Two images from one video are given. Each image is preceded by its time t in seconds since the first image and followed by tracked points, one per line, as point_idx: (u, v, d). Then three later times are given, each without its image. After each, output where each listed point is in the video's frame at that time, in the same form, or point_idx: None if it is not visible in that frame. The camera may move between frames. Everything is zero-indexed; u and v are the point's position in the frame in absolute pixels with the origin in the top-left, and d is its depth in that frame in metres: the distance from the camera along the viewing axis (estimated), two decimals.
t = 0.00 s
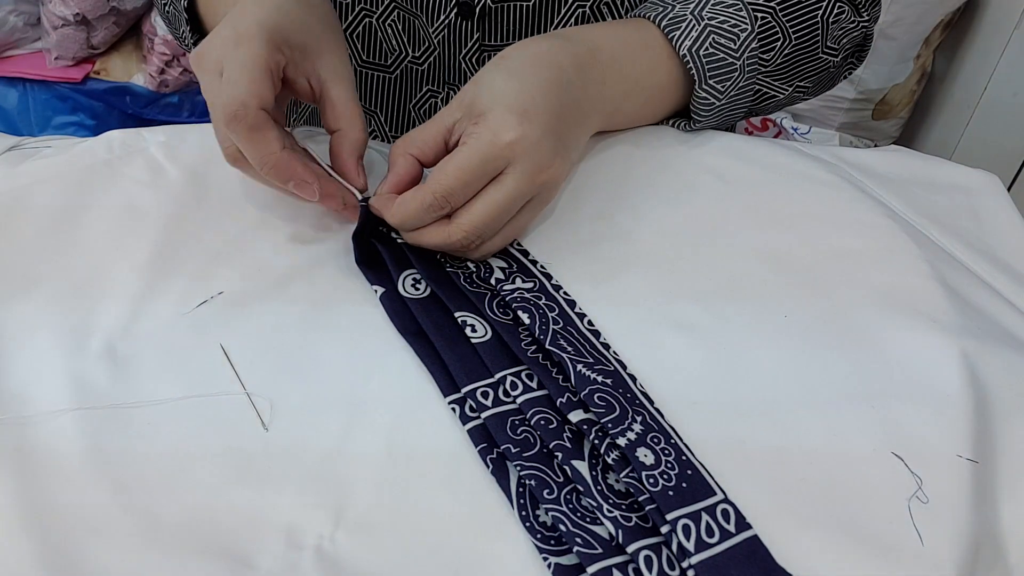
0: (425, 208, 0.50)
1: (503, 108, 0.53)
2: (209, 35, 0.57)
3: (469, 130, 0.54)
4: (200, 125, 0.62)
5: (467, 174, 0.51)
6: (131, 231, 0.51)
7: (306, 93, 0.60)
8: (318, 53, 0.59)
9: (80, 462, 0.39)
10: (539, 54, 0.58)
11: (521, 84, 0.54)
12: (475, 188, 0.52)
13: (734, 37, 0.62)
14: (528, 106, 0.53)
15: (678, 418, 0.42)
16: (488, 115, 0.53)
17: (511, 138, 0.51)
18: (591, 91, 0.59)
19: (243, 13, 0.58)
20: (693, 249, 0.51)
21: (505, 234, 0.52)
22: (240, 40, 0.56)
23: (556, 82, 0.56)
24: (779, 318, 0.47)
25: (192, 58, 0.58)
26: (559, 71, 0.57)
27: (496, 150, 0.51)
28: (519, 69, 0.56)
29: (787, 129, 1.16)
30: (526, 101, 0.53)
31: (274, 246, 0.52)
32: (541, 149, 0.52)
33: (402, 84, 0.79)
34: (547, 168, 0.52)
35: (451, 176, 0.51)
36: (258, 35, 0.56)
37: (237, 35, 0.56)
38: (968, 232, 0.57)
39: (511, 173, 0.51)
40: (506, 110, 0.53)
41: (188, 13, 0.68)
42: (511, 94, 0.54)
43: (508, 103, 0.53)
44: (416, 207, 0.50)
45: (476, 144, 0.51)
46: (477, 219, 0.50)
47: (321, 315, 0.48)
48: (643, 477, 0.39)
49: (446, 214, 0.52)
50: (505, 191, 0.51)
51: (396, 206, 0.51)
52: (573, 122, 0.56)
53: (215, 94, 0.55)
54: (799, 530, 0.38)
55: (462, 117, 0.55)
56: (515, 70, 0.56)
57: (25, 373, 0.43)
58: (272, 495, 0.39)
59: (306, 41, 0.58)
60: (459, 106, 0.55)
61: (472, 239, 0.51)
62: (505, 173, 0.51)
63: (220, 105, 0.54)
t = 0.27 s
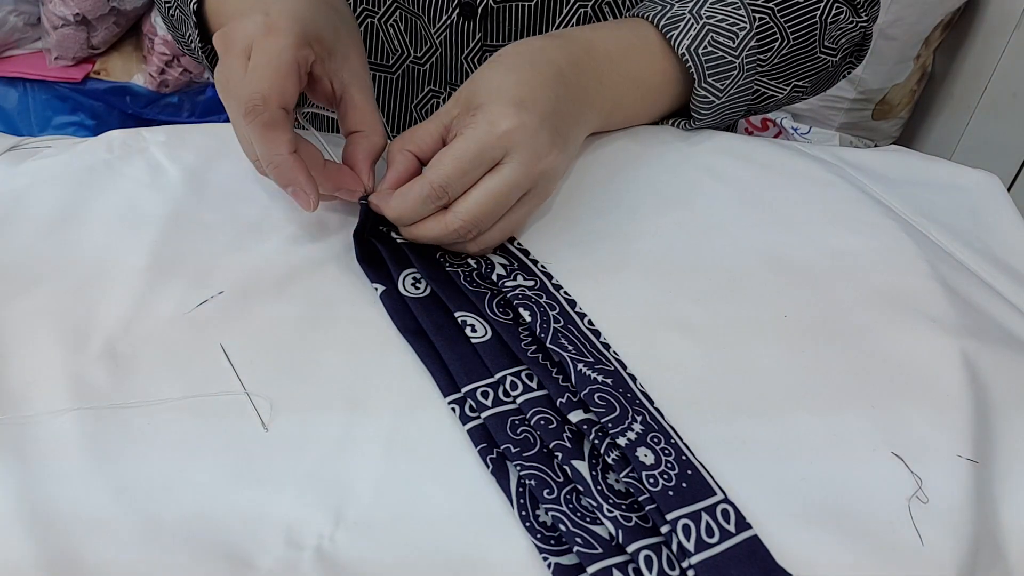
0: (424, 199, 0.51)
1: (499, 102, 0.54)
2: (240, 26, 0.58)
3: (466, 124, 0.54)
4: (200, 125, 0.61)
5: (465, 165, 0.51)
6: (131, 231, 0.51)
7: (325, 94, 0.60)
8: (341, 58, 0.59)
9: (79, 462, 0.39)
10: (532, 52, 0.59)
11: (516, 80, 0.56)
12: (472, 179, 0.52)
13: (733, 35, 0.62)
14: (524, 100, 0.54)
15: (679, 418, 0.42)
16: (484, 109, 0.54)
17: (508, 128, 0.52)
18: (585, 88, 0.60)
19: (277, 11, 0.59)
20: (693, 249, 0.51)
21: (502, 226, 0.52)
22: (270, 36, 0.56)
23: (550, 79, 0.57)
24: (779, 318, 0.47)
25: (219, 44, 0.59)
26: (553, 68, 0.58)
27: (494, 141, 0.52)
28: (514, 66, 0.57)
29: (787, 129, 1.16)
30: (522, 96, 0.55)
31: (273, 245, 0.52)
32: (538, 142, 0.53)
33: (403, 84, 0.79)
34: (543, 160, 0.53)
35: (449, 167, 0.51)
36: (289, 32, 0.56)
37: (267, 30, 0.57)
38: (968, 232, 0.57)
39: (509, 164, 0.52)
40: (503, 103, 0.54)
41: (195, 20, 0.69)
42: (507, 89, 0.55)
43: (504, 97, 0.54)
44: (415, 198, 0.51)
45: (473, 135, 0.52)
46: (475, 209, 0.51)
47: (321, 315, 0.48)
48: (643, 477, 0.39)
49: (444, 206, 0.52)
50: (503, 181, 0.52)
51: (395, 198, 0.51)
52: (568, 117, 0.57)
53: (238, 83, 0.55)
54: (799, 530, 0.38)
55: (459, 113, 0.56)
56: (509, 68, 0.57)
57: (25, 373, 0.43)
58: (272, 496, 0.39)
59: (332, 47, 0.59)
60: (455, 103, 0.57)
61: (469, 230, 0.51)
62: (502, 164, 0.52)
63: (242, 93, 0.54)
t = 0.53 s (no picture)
0: (438, 205, 0.51)
1: (512, 105, 0.54)
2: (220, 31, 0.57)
3: (478, 128, 0.54)
4: (200, 125, 0.62)
5: (480, 170, 0.51)
6: (131, 231, 0.51)
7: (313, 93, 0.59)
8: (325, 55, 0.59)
9: (79, 462, 0.39)
10: (542, 54, 0.59)
11: (529, 83, 0.55)
12: (486, 185, 0.52)
13: (735, 34, 0.62)
14: (536, 103, 0.54)
15: (679, 417, 0.42)
16: (497, 112, 0.54)
17: (523, 133, 0.52)
18: (593, 91, 0.60)
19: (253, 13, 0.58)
20: (693, 249, 0.51)
21: (513, 231, 0.52)
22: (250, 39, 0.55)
23: (560, 82, 0.57)
24: (779, 317, 0.47)
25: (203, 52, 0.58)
26: (562, 70, 0.58)
27: (508, 146, 0.52)
28: (524, 67, 0.57)
29: (787, 129, 1.16)
30: (535, 99, 0.54)
31: (273, 245, 0.52)
32: (551, 147, 0.53)
33: (407, 84, 0.79)
34: (554, 166, 0.53)
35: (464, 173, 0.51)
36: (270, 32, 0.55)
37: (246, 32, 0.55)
38: (968, 232, 0.57)
39: (522, 169, 0.52)
40: (516, 106, 0.53)
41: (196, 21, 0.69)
42: (520, 92, 0.55)
43: (517, 99, 0.54)
44: (430, 204, 0.50)
45: (487, 140, 0.52)
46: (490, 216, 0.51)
47: (321, 315, 0.48)
48: (642, 477, 0.39)
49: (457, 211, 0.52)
50: (516, 187, 0.52)
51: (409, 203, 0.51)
52: (577, 120, 0.57)
53: (228, 90, 0.55)
54: (798, 531, 0.38)
55: (470, 115, 0.55)
56: (520, 68, 0.57)
57: (24, 373, 0.43)
58: (272, 495, 0.39)
59: (318, 43, 0.58)
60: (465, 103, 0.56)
61: (482, 236, 0.51)
62: (515, 170, 0.52)
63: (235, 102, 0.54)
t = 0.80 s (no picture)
0: (444, 203, 0.50)
1: (519, 106, 0.54)
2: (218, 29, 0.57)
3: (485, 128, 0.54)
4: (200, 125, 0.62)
5: (488, 170, 0.51)
6: (131, 231, 0.51)
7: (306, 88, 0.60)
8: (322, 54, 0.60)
9: (79, 462, 0.39)
10: (548, 55, 0.59)
11: (536, 84, 0.55)
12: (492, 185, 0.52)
13: (736, 34, 0.62)
14: (543, 104, 0.54)
15: (679, 417, 0.42)
16: (505, 113, 0.54)
17: (530, 134, 0.52)
18: (596, 93, 0.60)
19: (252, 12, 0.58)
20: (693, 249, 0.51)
21: (515, 232, 0.53)
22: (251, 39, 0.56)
23: (566, 83, 0.57)
24: (779, 317, 0.47)
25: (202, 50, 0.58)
26: (567, 72, 0.58)
27: (516, 146, 0.52)
28: (531, 69, 0.57)
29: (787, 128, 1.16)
30: (542, 100, 0.54)
31: (274, 245, 0.52)
32: (557, 149, 0.53)
33: (408, 84, 0.79)
34: (558, 169, 0.53)
35: (472, 172, 0.51)
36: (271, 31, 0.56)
37: (246, 32, 0.56)
38: (968, 232, 0.57)
39: (528, 171, 0.52)
40: (523, 107, 0.53)
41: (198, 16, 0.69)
42: (527, 93, 0.55)
43: (524, 101, 0.54)
44: (436, 203, 0.50)
45: (495, 140, 0.52)
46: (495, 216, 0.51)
47: (321, 315, 0.48)
48: (642, 477, 0.39)
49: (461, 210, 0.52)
50: (522, 188, 0.52)
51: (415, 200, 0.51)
52: (580, 122, 0.57)
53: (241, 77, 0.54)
54: (799, 531, 0.38)
55: (476, 115, 0.55)
56: (527, 70, 0.57)
57: (24, 373, 0.43)
58: (272, 495, 0.39)
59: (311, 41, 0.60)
60: (471, 103, 0.56)
61: (485, 236, 0.51)
62: (521, 171, 0.52)
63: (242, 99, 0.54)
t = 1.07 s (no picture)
0: (440, 194, 0.50)
1: (513, 99, 0.54)
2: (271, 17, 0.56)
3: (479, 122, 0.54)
4: (200, 125, 0.61)
5: (483, 160, 0.51)
6: (131, 231, 0.51)
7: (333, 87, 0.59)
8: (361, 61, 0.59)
9: (80, 463, 0.39)
10: (542, 52, 0.60)
11: (530, 78, 0.56)
12: (487, 177, 0.52)
13: (735, 33, 0.62)
14: (538, 97, 0.55)
15: (679, 416, 0.42)
16: (499, 106, 0.54)
17: (524, 126, 0.52)
18: (591, 89, 0.60)
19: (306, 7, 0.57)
20: (693, 249, 0.51)
21: (513, 224, 0.53)
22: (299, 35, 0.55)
23: (560, 79, 0.58)
24: (779, 317, 0.47)
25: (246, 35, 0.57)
26: (561, 68, 0.59)
27: (510, 138, 0.52)
28: (525, 64, 0.58)
29: (787, 129, 1.16)
30: (536, 94, 0.55)
31: (274, 245, 0.52)
32: (552, 141, 0.53)
33: (407, 83, 0.79)
34: (555, 161, 0.54)
35: (466, 162, 0.51)
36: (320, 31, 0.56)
37: (297, 28, 0.55)
38: (968, 232, 0.57)
39: (523, 162, 0.52)
40: (517, 100, 0.54)
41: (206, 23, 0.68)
42: (521, 87, 0.55)
43: (519, 94, 0.55)
44: (431, 194, 0.50)
45: (490, 132, 0.52)
46: (491, 207, 0.51)
47: (321, 315, 0.48)
48: (643, 477, 0.39)
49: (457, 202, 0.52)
50: (517, 179, 0.52)
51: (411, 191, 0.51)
52: (576, 117, 0.57)
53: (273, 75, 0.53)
54: (799, 531, 0.38)
55: (471, 112, 0.56)
56: (521, 65, 0.57)
57: (24, 373, 0.43)
58: (271, 495, 0.39)
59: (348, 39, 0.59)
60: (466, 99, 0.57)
61: (482, 228, 0.51)
62: (517, 162, 0.52)
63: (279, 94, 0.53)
